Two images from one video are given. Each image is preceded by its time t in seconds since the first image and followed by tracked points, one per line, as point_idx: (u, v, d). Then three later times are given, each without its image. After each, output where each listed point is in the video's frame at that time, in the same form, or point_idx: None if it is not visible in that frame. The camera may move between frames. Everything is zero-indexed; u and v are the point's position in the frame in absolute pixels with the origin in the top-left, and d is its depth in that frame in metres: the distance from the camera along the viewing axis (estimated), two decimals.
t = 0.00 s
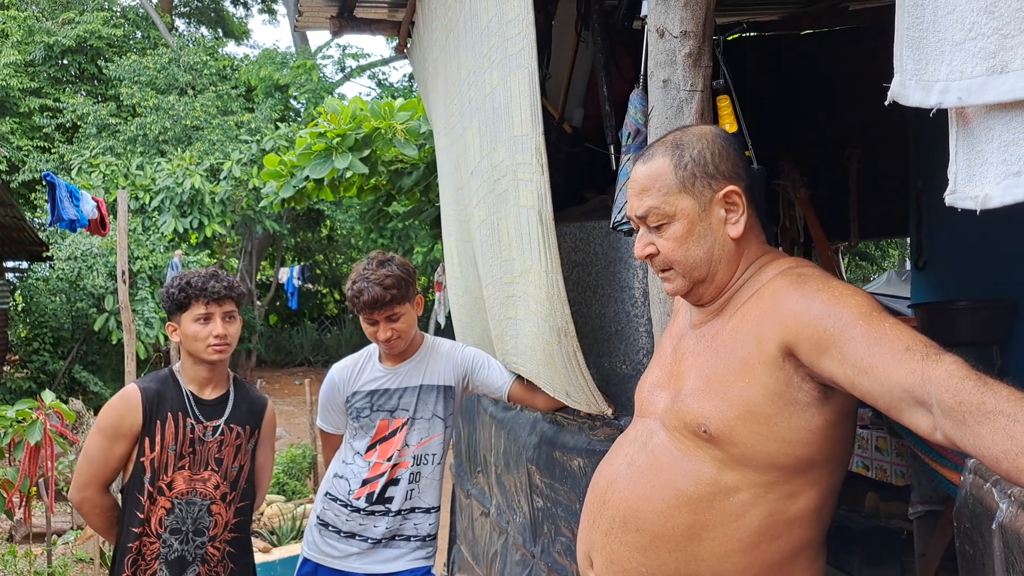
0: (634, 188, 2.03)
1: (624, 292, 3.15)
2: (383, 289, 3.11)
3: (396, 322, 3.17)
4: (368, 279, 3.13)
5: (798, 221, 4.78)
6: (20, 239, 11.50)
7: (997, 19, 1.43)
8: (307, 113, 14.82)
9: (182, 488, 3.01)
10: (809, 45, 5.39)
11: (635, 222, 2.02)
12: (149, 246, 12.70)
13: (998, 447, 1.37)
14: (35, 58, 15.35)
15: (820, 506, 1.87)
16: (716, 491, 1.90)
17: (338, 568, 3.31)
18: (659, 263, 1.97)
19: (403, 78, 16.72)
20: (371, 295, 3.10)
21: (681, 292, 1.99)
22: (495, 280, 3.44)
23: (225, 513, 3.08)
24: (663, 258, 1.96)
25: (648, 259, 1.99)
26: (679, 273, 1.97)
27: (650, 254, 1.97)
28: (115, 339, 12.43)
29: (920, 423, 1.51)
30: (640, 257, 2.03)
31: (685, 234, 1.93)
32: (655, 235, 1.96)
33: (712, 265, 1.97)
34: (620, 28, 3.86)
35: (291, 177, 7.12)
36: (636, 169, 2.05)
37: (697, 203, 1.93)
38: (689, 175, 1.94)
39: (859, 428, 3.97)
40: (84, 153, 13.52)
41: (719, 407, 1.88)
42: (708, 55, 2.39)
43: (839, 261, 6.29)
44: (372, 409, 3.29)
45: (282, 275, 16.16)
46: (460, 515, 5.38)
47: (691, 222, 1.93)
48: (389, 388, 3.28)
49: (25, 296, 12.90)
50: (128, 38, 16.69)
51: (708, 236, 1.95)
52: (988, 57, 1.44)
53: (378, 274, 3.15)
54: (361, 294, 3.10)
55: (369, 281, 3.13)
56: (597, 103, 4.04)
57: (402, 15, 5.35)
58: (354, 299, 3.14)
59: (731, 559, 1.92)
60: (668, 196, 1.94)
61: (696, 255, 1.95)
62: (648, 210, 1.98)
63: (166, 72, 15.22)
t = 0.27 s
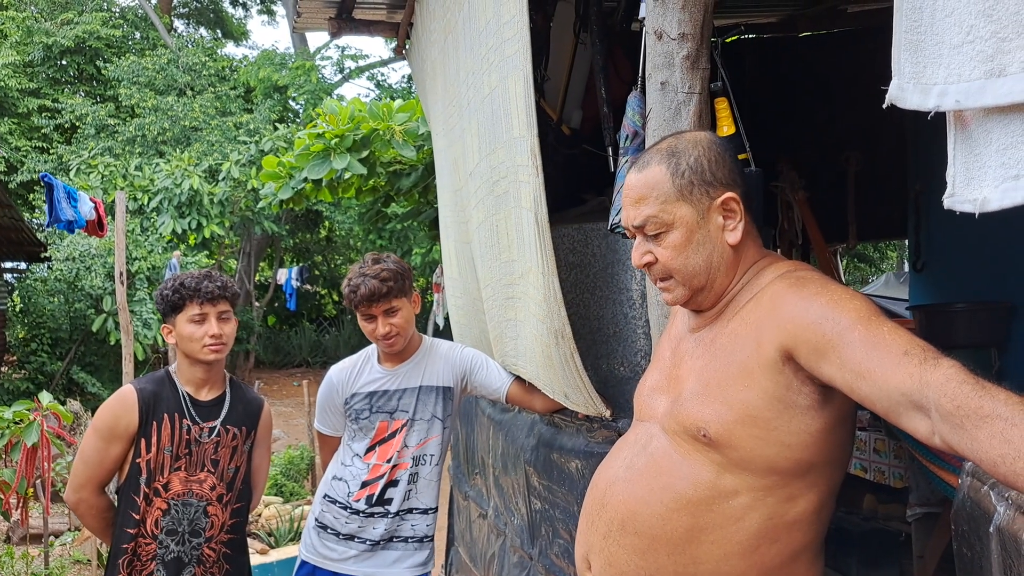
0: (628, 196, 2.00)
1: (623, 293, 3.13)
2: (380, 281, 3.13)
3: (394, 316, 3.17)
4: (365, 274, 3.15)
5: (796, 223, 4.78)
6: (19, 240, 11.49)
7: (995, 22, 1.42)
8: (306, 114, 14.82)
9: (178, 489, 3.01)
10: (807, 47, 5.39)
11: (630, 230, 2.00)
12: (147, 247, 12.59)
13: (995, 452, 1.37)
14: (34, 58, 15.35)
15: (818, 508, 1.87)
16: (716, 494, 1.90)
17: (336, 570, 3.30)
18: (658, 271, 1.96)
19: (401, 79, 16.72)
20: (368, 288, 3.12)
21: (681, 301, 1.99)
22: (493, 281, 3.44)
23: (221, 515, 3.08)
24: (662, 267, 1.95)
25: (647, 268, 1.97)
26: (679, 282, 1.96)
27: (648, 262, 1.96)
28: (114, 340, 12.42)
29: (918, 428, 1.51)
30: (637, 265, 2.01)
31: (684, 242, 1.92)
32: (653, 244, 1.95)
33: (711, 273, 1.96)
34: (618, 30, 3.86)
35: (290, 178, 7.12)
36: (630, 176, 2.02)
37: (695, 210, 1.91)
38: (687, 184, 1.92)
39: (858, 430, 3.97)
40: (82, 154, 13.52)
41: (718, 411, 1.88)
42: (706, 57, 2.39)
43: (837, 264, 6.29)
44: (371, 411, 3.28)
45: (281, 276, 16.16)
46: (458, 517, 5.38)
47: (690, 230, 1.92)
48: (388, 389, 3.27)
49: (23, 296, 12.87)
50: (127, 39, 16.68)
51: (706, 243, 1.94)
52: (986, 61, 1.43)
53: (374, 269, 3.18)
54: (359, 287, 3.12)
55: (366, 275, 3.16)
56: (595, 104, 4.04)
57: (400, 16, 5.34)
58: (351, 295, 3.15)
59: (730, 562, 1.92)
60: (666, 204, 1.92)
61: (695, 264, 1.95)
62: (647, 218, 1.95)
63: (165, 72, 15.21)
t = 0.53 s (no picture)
0: (630, 197, 2.00)
1: (622, 296, 3.16)
2: (383, 276, 3.18)
3: (396, 313, 3.19)
4: (367, 272, 3.19)
5: (795, 226, 4.78)
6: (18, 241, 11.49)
7: (994, 29, 1.42)
8: (306, 116, 14.82)
9: (175, 490, 3.01)
10: (806, 51, 5.39)
11: (632, 232, 1.99)
12: (146, 248, 12.56)
13: (992, 456, 1.37)
14: (33, 59, 15.36)
15: (818, 511, 1.87)
16: (714, 496, 1.90)
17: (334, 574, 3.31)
18: (661, 270, 1.96)
19: (401, 81, 16.72)
20: (371, 284, 3.15)
21: (686, 299, 1.98)
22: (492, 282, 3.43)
23: (218, 516, 3.08)
24: (667, 265, 1.94)
25: (650, 268, 1.96)
26: (684, 280, 1.95)
27: (651, 262, 1.95)
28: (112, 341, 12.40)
29: (916, 431, 1.51)
30: (640, 266, 2.00)
31: (688, 238, 1.92)
32: (657, 243, 1.94)
33: (715, 270, 1.96)
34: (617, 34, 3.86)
35: (289, 180, 7.11)
36: (630, 178, 2.02)
37: (699, 207, 1.91)
38: (690, 179, 1.92)
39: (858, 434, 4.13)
40: (81, 155, 13.52)
41: (716, 412, 1.88)
42: (705, 61, 2.40)
43: (836, 267, 6.30)
44: (371, 415, 3.28)
45: (280, 277, 16.16)
46: (456, 519, 5.38)
47: (694, 226, 1.92)
48: (388, 393, 3.27)
49: (22, 297, 12.83)
50: (126, 40, 16.68)
51: (711, 240, 1.93)
52: (985, 67, 1.42)
53: (376, 266, 3.22)
54: (362, 284, 3.15)
55: (370, 273, 3.19)
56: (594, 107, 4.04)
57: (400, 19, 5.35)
58: (353, 293, 3.17)
59: (730, 565, 1.92)
60: (669, 201, 1.92)
61: (699, 261, 1.94)
62: (652, 216, 1.94)
63: (164, 74, 15.21)
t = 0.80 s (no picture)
0: (632, 202, 1.98)
1: (620, 297, 3.17)
2: (385, 271, 3.23)
3: (396, 308, 3.22)
4: (368, 267, 3.25)
5: (793, 227, 4.78)
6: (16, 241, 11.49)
7: (993, 30, 1.42)
8: (305, 116, 14.83)
9: (171, 491, 3.00)
10: (805, 53, 5.40)
11: (634, 237, 1.97)
12: (145, 249, 12.56)
13: (991, 457, 1.37)
14: (32, 60, 15.36)
15: (818, 511, 1.87)
16: (715, 497, 1.90)
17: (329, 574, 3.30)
18: (665, 276, 1.95)
19: (400, 82, 16.73)
20: (373, 278, 3.21)
21: (690, 304, 1.97)
22: (489, 283, 3.43)
23: (214, 517, 3.06)
24: (672, 270, 1.93)
25: (654, 274, 1.95)
26: (688, 285, 1.95)
27: (656, 268, 1.94)
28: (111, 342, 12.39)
29: (915, 433, 1.51)
30: (643, 272, 1.98)
31: (693, 243, 1.91)
32: (661, 249, 1.93)
33: (718, 274, 1.95)
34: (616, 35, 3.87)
35: (288, 180, 7.11)
36: (631, 182, 2.01)
37: (702, 211, 1.91)
38: (694, 184, 1.92)
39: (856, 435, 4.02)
40: (80, 156, 13.52)
41: (717, 413, 1.88)
42: (703, 62, 2.40)
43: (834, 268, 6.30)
44: (365, 414, 3.28)
45: (279, 278, 16.16)
46: (454, 520, 5.38)
47: (700, 231, 1.92)
48: (382, 393, 3.27)
49: (21, 297, 12.79)
50: (125, 41, 16.69)
51: (715, 244, 1.93)
52: (984, 67, 1.42)
53: (378, 263, 3.28)
54: (363, 276, 3.21)
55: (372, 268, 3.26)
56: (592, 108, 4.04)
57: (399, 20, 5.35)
58: (354, 286, 3.23)
59: (731, 566, 1.91)
60: (673, 207, 1.91)
61: (704, 266, 1.94)
62: (659, 221, 1.92)
63: (163, 74, 15.21)
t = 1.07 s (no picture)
0: (630, 207, 1.97)
1: (619, 298, 3.17)
2: (385, 269, 3.24)
3: (395, 307, 3.23)
4: (368, 265, 3.26)
5: (792, 228, 4.79)
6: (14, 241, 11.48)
7: (992, 30, 1.42)
8: (304, 117, 14.83)
9: (171, 489, 3.00)
10: (803, 54, 5.40)
11: (633, 242, 1.97)
12: (143, 249, 12.56)
13: (988, 458, 1.37)
14: (31, 59, 15.36)
15: (819, 511, 1.87)
16: (716, 498, 1.90)
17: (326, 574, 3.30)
18: (664, 281, 1.94)
19: (399, 82, 16.74)
20: (373, 275, 3.22)
21: (688, 309, 1.97)
22: (487, 285, 3.43)
23: (214, 515, 3.07)
24: (672, 276, 1.93)
25: (653, 279, 1.95)
26: (687, 290, 1.95)
27: (655, 273, 1.93)
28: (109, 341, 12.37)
29: (913, 433, 1.51)
30: (641, 276, 1.98)
31: (693, 249, 1.91)
32: (660, 254, 1.93)
33: (717, 278, 1.95)
34: (615, 35, 3.87)
35: (286, 180, 7.10)
36: (628, 187, 2.00)
37: (701, 216, 1.91)
38: (694, 190, 1.92)
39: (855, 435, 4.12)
40: (78, 156, 13.51)
41: (716, 414, 1.88)
42: (701, 62, 2.40)
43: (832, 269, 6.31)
44: (362, 415, 3.28)
45: (277, 278, 16.16)
46: (452, 520, 5.37)
47: (699, 236, 1.91)
48: (380, 394, 3.27)
49: (19, 297, 12.78)
50: (124, 41, 16.71)
51: (715, 249, 1.93)
52: (983, 67, 1.42)
53: (377, 261, 3.28)
54: (364, 274, 3.21)
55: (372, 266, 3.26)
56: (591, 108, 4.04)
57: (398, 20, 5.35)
58: (353, 283, 3.23)
59: (732, 568, 1.91)
60: (672, 212, 1.91)
61: (703, 270, 1.94)
62: (659, 227, 1.92)
63: (162, 74, 15.20)
